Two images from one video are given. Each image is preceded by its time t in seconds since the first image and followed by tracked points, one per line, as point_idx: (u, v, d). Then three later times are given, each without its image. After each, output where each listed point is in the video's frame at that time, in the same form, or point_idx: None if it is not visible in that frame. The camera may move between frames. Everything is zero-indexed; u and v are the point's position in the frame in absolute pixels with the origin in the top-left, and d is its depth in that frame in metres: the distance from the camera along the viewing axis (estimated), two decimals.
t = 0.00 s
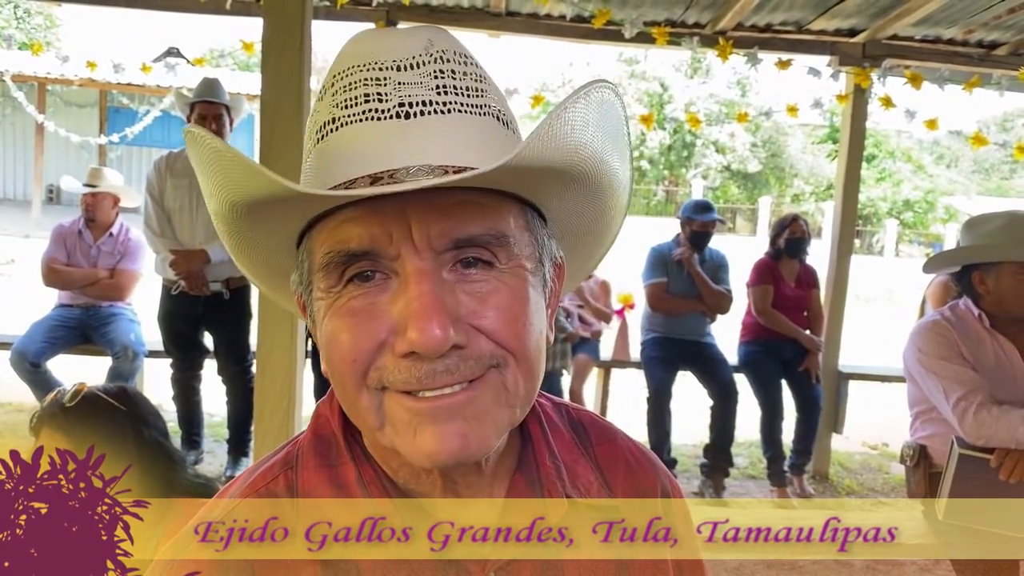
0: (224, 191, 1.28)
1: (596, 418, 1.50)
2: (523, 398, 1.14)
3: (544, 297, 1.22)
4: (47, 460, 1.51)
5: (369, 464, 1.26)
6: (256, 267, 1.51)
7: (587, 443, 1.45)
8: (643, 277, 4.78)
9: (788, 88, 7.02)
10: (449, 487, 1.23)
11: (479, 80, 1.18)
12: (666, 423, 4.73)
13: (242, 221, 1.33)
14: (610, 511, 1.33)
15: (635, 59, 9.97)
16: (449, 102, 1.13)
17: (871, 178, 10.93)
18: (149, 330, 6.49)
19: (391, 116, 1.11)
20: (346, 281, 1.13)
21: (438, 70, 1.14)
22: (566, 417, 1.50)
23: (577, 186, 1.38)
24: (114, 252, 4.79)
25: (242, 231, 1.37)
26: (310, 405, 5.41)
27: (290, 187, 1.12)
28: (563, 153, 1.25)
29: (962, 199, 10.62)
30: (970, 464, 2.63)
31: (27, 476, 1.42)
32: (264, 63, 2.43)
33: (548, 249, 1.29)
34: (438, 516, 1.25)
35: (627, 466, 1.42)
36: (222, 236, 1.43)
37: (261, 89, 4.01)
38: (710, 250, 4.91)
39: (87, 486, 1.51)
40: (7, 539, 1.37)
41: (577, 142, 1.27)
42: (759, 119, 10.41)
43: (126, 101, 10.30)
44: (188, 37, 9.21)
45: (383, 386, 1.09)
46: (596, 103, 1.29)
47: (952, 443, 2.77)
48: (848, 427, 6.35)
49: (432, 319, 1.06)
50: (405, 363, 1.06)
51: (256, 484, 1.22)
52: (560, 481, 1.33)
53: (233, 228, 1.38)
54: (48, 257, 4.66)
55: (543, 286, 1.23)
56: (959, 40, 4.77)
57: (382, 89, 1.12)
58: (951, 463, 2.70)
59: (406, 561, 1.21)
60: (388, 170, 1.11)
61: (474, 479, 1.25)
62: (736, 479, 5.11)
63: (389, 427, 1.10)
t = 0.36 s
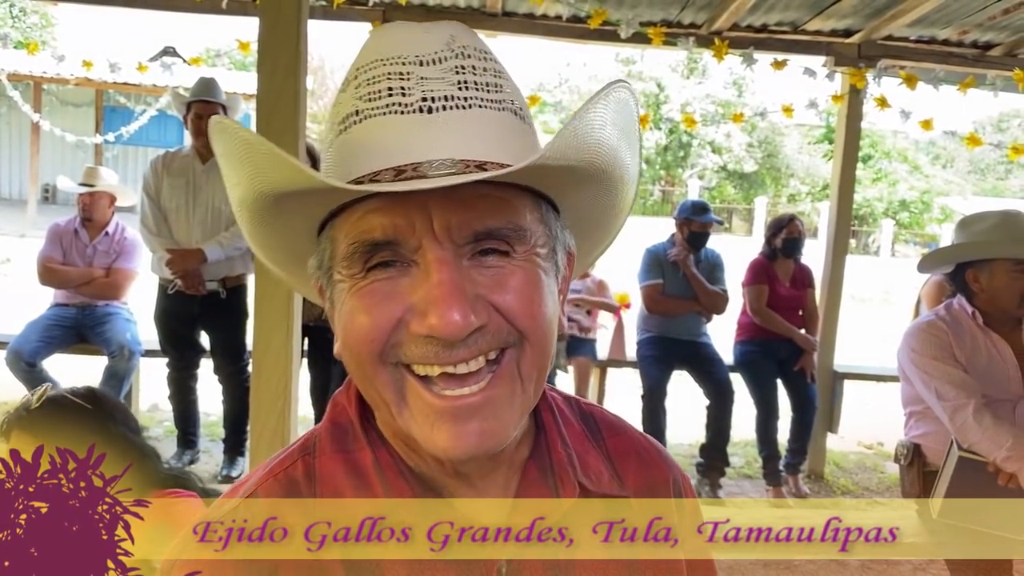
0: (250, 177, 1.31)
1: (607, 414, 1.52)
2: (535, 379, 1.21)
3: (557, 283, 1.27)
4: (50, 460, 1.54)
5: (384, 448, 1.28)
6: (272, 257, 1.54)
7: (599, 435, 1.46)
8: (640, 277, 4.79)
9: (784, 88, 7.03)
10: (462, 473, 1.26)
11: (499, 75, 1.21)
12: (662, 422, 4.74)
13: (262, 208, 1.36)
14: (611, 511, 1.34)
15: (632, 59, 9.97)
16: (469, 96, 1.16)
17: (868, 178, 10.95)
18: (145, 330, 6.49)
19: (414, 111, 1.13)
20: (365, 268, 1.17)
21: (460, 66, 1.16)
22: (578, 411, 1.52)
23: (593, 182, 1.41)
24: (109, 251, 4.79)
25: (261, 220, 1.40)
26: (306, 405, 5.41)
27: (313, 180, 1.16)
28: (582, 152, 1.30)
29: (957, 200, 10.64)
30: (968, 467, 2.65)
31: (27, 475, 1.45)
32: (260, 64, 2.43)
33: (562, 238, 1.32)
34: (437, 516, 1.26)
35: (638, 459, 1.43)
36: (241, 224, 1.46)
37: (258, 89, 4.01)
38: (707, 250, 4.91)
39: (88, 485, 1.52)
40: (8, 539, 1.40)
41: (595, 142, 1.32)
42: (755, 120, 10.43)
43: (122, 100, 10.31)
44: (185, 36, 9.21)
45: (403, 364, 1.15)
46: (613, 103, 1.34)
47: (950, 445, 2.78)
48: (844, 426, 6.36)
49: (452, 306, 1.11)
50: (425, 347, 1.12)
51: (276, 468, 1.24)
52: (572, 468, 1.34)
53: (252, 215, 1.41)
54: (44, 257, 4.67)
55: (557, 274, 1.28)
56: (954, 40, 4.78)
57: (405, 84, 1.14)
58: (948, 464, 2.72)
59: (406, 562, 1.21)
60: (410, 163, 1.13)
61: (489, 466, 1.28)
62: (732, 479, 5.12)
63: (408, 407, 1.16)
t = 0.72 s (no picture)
0: (343, 187, 1.34)
1: (653, 414, 1.53)
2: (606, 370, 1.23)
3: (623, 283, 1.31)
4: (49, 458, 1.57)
5: (454, 422, 1.31)
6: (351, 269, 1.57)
7: (649, 430, 1.48)
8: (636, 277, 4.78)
9: (779, 88, 7.05)
10: (530, 453, 1.29)
11: (573, 92, 1.29)
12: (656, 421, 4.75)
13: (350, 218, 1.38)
14: (612, 511, 1.32)
15: (628, 59, 9.96)
16: (551, 113, 1.23)
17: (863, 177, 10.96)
18: (139, 329, 6.48)
19: (503, 125, 1.20)
20: (455, 266, 1.20)
21: (541, 86, 1.25)
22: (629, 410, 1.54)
23: (654, 195, 1.47)
24: (103, 250, 4.79)
25: (347, 232, 1.43)
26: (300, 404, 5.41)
27: (409, 189, 1.20)
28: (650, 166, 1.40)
29: (952, 199, 10.67)
30: (961, 466, 2.70)
31: (27, 475, 1.49)
32: (252, 63, 2.43)
33: (624, 242, 1.35)
34: (439, 515, 1.24)
35: (690, 456, 1.45)
36: (326, 236, 1.48)
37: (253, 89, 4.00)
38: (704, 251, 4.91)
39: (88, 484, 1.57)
40: (7, 538, 1.45)
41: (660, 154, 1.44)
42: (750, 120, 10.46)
43: (117, 100, 10.31)
44: (180, 34, 9.20)
45: (491, 355, 1.17)
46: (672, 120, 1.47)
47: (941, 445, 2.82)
48: (838, 425, 6.37)
49: (539, 299, 1.15)
50: (513, 337, 1.16)
51: (357, 445, 1.29)
52: (628, 448, 1.38)
53: (340, 227, 1.43)
54: (37, 252, 4.67)
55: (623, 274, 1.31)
56: (949, 40, 4.79)
57: (492, 101, 1.22)
58: (940, 461, 2.78)
59: (407, 562, 1.20)
60: (502, 173, 1.19)
61: (559, 444, 1.30)
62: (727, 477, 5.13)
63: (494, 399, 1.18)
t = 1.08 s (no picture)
0: (478, 182, 1.32)
1: (751, 420, 1.55)
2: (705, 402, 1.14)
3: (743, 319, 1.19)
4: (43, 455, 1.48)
5: (567, 427, 1.26)
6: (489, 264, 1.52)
7: (749, 440, 1.49)
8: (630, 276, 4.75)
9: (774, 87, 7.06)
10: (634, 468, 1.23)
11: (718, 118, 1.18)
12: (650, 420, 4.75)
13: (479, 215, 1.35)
14: (612, 509, 1.24)
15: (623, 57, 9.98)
16: (684, 134, 1.14)
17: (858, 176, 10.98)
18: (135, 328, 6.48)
19: (629, 144, 1.13)
20: (562, 276, 1.16)
21: (682, 104, 1.15)
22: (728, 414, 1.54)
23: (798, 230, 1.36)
24: (100, 250, 4.76)
25: (481, 225, 1.41)
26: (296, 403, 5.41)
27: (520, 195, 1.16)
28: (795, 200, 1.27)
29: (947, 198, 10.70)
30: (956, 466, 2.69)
31: (27, 473, 1.44)
32: (245, 59, 2.43)
33: (752, 271, 1.25)
34: (436, 515, 1.14)
35: (786, 468, 1.47)
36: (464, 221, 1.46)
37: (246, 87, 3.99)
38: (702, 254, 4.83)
39: (88, 483, 1.50)
40: (7, 538, 1.43)
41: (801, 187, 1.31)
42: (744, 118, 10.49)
43: (112, 98, 10.33)
44: (175, 32, 9.21)
45: (587, 368, 1.13)
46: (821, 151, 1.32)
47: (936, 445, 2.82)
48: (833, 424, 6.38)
49: (635, 321, 1.09)
50: (605, 355, 1.10)
51: (465, 433, 1.25)
52: (731, 463, 1.38)
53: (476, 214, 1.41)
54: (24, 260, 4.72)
55: (744, 310, 1.20)
56: (943, 39, 4.79)
57: (625, 117, 1.14)
58: (935, 461, 2.77)
59: (405, 562, 1.14)
60: (616, 194, 1.13)
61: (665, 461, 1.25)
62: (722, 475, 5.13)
63: (583, 412, 1.14)
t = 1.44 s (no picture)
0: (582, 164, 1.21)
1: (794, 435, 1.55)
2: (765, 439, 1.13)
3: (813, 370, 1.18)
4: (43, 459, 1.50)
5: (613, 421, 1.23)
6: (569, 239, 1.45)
7: (788, 454, 1.50)
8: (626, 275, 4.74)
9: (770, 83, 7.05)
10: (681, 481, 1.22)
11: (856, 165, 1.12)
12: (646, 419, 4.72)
13: (568, 208, 1.27)
14: (614, 509, 1.19)
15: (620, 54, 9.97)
16: (822, 177, 1.08)
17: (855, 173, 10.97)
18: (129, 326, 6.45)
19: (765, 174, 1.07)
20: (658, 287, 1.12)
21: (825, 143, 1.09)
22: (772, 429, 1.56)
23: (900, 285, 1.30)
24: (95, 247, 4.73)
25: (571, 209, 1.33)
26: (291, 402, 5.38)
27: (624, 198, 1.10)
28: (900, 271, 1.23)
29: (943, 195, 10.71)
30: (956, 464, 2.68)
31: (27, 473, 1.41)
32: (236, 57, 2.40)
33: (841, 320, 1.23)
34: (437, 515, 1.05)
35: (821, 485, 1.47)
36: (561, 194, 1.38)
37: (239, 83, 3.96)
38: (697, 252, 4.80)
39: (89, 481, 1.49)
40: (6, 538, 1.37)
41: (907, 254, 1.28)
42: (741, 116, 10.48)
43: (107, 95, 10.30)
44: (170, 28, 9.17)
45: (656, 380, 1.11)
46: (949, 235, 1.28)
47: (935, 441, 2.81)
48: (830, 422, 6.37)
49: (720, 348, 1.07)
50: (681, 373, 1.08)
51: (510, 416, 1.19)
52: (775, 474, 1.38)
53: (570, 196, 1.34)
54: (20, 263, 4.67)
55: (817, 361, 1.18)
56: (940, 36, 4.78)
57: (767, 141, 1.08)
58: (933, 459, 2.75)
59: (403, 563, 1.05)
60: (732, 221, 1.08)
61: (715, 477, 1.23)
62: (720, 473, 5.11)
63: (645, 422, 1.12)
